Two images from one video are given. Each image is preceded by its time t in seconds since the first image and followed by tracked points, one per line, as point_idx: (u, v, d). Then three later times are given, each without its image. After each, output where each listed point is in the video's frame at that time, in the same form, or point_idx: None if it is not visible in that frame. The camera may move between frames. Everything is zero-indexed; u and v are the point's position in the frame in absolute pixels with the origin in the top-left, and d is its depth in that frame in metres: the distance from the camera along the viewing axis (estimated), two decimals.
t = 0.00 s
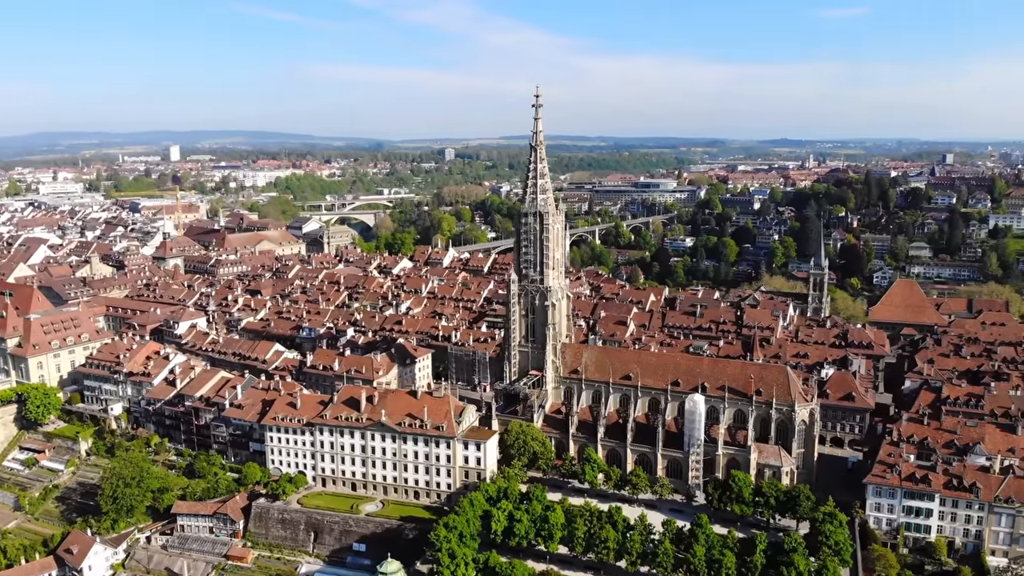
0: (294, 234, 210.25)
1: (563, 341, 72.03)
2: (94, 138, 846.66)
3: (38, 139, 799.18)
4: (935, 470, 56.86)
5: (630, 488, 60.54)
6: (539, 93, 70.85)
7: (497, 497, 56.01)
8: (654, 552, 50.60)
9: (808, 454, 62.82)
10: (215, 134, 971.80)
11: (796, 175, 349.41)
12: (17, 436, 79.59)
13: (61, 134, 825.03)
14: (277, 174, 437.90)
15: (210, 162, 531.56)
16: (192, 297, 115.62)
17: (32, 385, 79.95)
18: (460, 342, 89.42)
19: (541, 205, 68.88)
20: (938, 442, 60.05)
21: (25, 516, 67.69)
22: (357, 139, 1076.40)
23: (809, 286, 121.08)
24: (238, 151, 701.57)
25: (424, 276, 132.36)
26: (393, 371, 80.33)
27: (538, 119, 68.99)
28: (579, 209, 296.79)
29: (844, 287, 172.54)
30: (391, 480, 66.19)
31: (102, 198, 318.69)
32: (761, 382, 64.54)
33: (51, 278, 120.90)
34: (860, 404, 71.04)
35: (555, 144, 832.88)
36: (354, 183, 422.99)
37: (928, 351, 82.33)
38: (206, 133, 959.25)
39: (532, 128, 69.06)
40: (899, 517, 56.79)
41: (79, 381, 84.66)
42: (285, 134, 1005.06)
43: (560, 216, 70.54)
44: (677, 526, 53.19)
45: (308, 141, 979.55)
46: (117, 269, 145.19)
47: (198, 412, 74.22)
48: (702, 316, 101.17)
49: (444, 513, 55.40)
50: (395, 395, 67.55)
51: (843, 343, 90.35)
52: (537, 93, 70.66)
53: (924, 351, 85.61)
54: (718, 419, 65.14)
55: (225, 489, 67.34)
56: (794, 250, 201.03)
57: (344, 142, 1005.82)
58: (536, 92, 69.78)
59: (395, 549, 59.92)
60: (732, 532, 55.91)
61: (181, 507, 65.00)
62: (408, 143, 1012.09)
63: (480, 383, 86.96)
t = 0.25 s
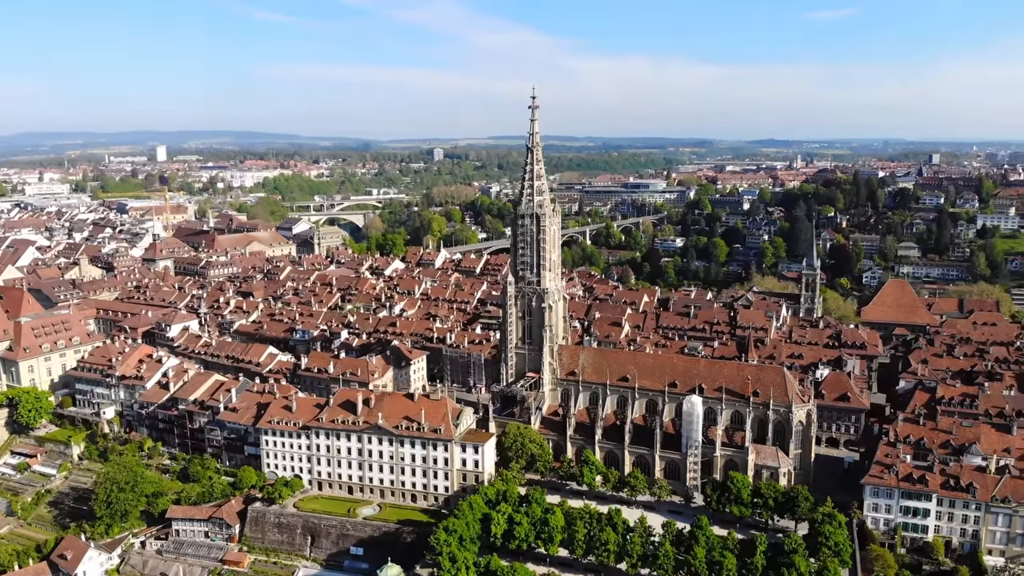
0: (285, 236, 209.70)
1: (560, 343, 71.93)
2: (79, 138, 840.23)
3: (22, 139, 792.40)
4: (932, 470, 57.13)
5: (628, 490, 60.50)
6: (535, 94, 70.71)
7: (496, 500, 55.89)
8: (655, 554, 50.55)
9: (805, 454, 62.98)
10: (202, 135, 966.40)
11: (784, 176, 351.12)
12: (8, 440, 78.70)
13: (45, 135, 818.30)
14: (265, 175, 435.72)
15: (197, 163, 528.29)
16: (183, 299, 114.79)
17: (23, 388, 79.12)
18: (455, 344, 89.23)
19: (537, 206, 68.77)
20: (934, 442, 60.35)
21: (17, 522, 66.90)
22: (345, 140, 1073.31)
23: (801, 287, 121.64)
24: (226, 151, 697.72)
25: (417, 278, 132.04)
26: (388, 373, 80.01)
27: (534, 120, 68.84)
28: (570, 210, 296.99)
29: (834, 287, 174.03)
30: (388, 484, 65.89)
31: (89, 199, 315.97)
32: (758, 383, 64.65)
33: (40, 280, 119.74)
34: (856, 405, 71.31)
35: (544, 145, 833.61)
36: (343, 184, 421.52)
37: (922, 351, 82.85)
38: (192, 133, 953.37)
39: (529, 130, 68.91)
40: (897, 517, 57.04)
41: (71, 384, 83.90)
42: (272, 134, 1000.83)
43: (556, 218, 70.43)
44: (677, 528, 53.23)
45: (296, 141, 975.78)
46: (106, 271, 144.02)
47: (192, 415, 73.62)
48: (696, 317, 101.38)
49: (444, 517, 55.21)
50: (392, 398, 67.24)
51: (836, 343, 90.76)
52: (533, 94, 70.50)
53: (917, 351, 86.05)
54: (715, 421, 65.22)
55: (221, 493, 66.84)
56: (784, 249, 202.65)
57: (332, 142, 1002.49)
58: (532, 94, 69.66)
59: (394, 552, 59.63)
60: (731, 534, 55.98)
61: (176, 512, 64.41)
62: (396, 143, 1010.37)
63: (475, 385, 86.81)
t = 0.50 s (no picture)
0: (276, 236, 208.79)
1: (557, 344, 71.87)
2: (66, 137, 834.74)
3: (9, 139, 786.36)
4: (929, 470, 57.36)
5: (627, 491, 60.47)
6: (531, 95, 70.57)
7: (496, 502, 55.77)
8: (655, 556, 50.51)
9: (803, 455, 63.09)
10: (190, 135, 961.60)
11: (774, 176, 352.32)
12: None
13: (32, 135, 812.56)
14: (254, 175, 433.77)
15: (186, 163, 525.52)
16: (175, 301, 114.05)
17: (15, 392, 78.34)
18: (451, 345, 89.09)
19: (534, 208, 68.67)
20: (931, 442, 60.62)
21: (10, 526, 66.18)
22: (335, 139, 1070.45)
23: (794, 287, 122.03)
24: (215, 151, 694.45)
25: (411, 279, 131.69)
26: (384, 375, 79.73)
27: (531, 121, 68.70)
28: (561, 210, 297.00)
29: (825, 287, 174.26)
30: (386, 486, 65.63)
31: (77, 199, 313.73)
32: (755, 384, 64.77)
33: (31, 282, 118.79)
34: (852, 405, 71.55)
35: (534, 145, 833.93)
36: (332, 184, 420.14)
37: (917, 351, 83.27)
38: (180, 133, 948.52)
39: (525, 131, 68.77)
40: (894, 517, 57.28)
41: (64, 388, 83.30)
42: (261, 134, 997.08)
43: (553, 219, 70.34)
44: (677, 529, 53.27)
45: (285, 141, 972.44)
46: (97, 272, 143.00)
47: (187, 419, 73.10)
48: (690, 317, 101.58)
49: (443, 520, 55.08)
50: (389, 401, 67.00)
51: (830, 344, 91.09)
52: (530, 95, 70.36)
53: (911, 351, 86.46)
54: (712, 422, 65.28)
55: (217, 497, 66.38)
56: (775, 249, 203.03)
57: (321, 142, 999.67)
58: (529, 95, 69.53)
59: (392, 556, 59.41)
60: (729, 535, 56.04)
61: (171, 516, 63.89)
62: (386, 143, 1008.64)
63: (471, 386, 86.71)
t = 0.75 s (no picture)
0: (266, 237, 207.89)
1: (554, 346, 71.74)
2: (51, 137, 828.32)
3: None
4: (926, 470, 57.58)
5: (625, 493, 60.40)
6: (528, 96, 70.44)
7: (495, 505, 55.63)
8: (656, 558, 50.47)
9: (800, 455, 63.21)
10: (177, 135, 955.93)
11: (763, 176, 353.80)
12: None
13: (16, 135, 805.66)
14: (242, 176, 431.45)
15: (173, 164, 521.93)
16: (166, 303, 113.14)
17: (6, 395, 77.41)
18: (445, 347, 88.93)
19: (531, 209, 68.58)
20: (926, 443, 60.91)
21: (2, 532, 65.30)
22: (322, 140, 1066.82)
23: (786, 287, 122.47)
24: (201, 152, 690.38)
25: (403, 280, 131.31)
26: (379, 378, 79.35)
27: (527, 123, 68.60)
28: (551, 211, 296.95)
29: (815, 287, 174.92)
30: (383, 490, 65.32)
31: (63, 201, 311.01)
32: (752, 385, 64.89)
33: (19, 285, 117.60)
34: (847, 405, 71.77)
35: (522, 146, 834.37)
36: (320, 184, 418.50)
37: (910, 352, 83.77)
38: (166, 133, 942.87)
39: (522, 132, 68.62)
40: (892, 517, 57.50)
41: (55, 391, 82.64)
42: (248, 134, 992.63)
43: (550, 220, 70.25)
44: (676, 531, 53.32)
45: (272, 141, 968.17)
46: (86, 274, 141.78)
47: (181, 422, 72.50)
48: (684, 318, 101.77)
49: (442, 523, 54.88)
50: (386, 404, 66.68)
51: (824, 344, 91.44)
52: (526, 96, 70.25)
53: (904, 351, 86.94)
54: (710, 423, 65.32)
55: (212, 501, 65.86)
56: (765, 250, 203.81)
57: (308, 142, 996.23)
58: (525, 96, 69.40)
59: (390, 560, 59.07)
60: (728, 536, 56.08)
61: (166, 521, 63.31)
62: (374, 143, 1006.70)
63: (467, 388, 86.55)
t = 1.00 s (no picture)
0: (258, 238, 207.09)
1: (551, 348, 71.68)
2: (38, 137, 822.87)
3: None
4: (923, 470, 57.82)
5: (624, 495, 60.38)
6: (524, 97, 70.41)
7: (494, 508, 55.47)
8: (657, 561, 50.47)
9: (797, 456, 63.35)
10: (165, 135, 951.10)
11: (753, 176, 355.06)
12: None
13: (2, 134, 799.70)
14: (231, 176, 429.55)
15: (162, 164, 519.10)
16: (159, 304, 112.50)
17: None
18: (441, 348, 88.75)
19: (528, 210, 68.55)
20: (923, 443, 61.20)
21: None
22: (311, 139, 1063.66)
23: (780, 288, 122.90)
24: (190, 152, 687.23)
25: (397, 281, 131.07)
26: (375, 380, 79.16)
27: (524, 124, 68.57)
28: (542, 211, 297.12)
29: (807, 287, 175.66)
30: (380, 493, 65.06)
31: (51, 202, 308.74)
32: (749, 386, 65.04)
33: (9, 287, 116.67)
34: (843, 406, 72.03)
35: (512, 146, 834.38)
36: (310, 184, 416.99)
37: (904, 352, 84.23)
38: (154, 133, 938.17)
39: (518, 134, 68.58)
40: (890, 518, 57.67)
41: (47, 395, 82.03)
42: (236, 134, 988.94)
43: (547, 221, 70.24)
44: (676, 533, 53.35)
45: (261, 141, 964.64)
46: (77, 276, 140.84)
47: (175, 426, 72.03)
48: (679, 319, 101.89)
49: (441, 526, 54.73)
50: (383, 406, 66.42)
51: (818, 344, 91.80)
52: (523, 97, 70.21)
53: (898, 351, 87.30)
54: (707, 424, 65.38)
55: (207, 505, 65.42)
56: (756, 250, 204.48)
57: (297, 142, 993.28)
58: (522, 98, 69.39)
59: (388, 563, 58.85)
60: (727, 538, 56.17)
61: (162, 525, 62.82)
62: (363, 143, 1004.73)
63: (463, 390, 86.39)
